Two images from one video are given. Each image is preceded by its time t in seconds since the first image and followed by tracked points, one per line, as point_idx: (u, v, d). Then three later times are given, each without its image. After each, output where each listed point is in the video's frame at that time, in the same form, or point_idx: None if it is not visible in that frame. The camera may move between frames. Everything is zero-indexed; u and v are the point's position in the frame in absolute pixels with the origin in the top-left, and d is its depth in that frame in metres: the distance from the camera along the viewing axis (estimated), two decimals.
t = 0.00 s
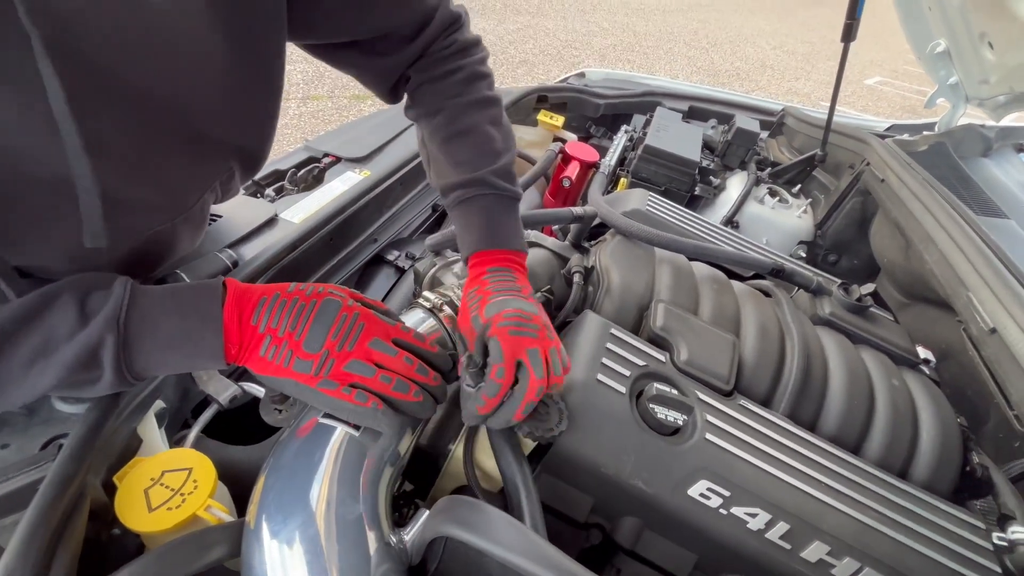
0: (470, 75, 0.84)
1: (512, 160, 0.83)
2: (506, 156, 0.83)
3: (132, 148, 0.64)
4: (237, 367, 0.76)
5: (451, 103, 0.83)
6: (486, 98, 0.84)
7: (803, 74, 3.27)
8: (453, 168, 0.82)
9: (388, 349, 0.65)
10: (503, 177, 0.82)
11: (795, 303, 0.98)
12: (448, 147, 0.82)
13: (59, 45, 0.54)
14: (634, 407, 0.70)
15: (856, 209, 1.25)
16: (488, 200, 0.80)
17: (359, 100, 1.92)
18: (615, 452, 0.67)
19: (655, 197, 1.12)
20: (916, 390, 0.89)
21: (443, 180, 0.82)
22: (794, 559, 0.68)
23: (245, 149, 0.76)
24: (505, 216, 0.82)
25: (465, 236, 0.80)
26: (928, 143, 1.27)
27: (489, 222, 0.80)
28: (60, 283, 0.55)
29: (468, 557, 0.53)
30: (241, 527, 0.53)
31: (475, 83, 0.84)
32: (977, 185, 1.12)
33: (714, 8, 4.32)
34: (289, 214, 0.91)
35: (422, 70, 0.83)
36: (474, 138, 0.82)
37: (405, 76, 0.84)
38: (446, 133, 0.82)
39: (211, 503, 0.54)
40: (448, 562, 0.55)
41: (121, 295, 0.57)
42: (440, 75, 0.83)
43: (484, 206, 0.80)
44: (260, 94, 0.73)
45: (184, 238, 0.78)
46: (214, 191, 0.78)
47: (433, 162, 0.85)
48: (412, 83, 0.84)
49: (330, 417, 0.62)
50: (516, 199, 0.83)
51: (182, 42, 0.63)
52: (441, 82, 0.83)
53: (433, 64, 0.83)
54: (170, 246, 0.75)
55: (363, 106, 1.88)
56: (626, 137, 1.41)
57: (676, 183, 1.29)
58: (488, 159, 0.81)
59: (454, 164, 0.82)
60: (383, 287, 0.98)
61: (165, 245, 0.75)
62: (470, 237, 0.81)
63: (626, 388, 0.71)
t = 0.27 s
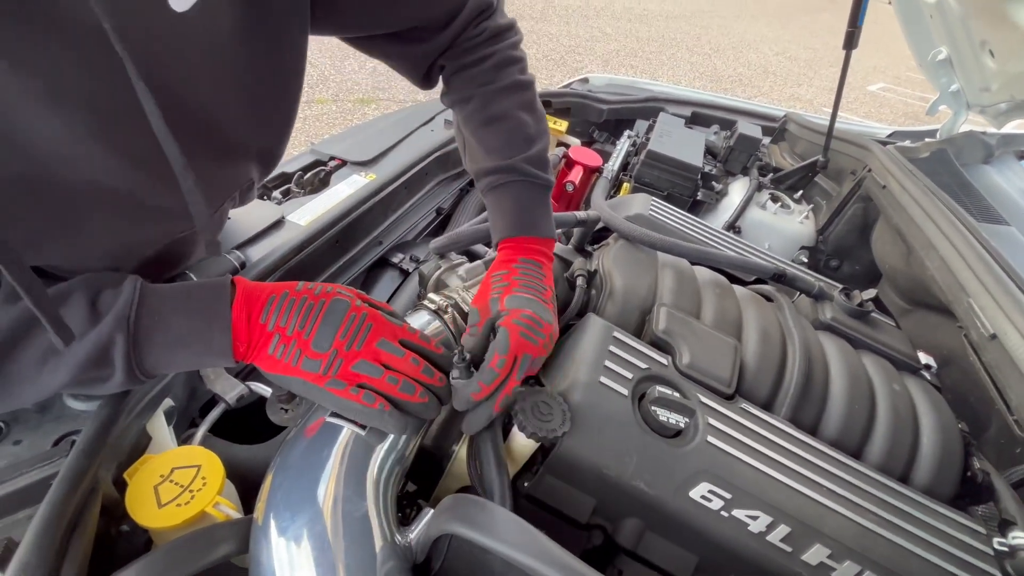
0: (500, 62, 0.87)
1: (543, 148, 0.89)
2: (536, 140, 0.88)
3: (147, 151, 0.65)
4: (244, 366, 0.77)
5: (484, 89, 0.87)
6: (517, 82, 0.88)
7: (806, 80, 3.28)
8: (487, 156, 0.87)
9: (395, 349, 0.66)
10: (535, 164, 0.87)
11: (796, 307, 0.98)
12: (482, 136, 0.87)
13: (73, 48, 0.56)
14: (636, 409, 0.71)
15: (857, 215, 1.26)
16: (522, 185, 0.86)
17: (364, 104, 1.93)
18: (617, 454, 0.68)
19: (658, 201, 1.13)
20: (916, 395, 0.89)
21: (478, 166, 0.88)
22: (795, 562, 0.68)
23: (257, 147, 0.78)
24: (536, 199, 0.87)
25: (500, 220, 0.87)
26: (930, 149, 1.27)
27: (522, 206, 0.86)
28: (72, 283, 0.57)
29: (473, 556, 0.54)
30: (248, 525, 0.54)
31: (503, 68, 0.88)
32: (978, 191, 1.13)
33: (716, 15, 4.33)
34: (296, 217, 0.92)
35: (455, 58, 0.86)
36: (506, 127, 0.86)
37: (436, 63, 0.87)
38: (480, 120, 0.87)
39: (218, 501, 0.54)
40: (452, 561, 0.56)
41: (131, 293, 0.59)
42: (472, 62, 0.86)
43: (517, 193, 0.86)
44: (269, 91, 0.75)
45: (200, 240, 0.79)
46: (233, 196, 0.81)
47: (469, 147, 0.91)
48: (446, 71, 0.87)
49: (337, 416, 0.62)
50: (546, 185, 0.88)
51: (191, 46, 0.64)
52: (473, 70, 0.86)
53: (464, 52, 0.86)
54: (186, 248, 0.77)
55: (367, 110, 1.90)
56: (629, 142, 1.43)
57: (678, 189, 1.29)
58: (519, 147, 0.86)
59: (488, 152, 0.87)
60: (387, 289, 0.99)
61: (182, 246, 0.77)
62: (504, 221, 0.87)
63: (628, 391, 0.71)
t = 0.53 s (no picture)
0: (515, 54, 0.91)
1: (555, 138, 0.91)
2: (550, 131, 0.91)
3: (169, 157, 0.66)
4: (249, 366, 0.78)
5: (498, 79, 0.90)
6: (532, 75, 0.91)
7: (809, 85, 3.29)
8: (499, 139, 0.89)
9: (400, 350, 0.66)
10: (547, 152, 0.89)
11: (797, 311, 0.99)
12: (496, 120, 0.89)
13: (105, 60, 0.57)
14: (637, 411, 0.71)
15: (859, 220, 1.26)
16: (534, 169, 0.87)
17: (368, 107, 1.94)
18: (618, 456, 0.68)
19: (660, 205, 1.14)
20: (917, 400, 0.90)
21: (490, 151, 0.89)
22: (795, 564, 0.69)
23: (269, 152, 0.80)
24: (546, 186, 0.88)
25: (508, 201, 0.87)
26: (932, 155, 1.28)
27: (534, 190, 0.87)
28: (83, 283, 0.58)
29: (475, 555, 0.54)
30: (254, 522, 0.55)
31: (518, 62, 0.91)
32: (981, 198, 1.13)
33: (719, 19, 4.35)
34: (302, 219, 0.93)
35: (476, 50, 0.90)
36: (520, 114, 0.89)
37: (458, 59, 0.92)
38: (494, 108, 0.90)
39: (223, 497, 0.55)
40: (455, 560, 0.57)
41: (140, 293, 0.59)
42: (489, 53, 0.90)
43: (528, 175, 0.87)
44: (286, 98, 0.78)
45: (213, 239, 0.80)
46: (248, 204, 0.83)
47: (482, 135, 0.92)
48: (465, 64, 0.91)
49: (342, 416, 0.63)
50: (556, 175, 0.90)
51: (215, 56, 0.65)
52: (491, 60, 0.90)
53: (485, 43, 0.90)
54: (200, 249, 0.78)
55: (371, 113, 1.91)
56: (632, 146, 1.43)
57: (681, 193, 1.30)
58: (532, 134, 0.88)
59: (501, 136, 0.89)
60: (391, 291, 1.00)
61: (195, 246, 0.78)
62: (515, 205, 0.87)
63: (630, 393, 0.72)
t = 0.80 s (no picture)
0: (507, 23, 0.88)
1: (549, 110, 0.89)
2: (543, 102, 0.88)
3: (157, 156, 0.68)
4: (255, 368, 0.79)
5: (487, 47, 0.87)
6: (524, 45, 0.89)
7: (813, 89, 3.28)
8: (491, 112, 0.86)
9: (405, 353, 0.67)
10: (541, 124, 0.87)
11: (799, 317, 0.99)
12: (488, 91, 0.86)
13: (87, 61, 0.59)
14: (638, 415, 0.72)
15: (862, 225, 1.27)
16: (528, 143, 0.85)
17: (373, 110, 1.96)
18: (619, 459, 0.69)
19: (663, 210, 1.15)
20: (918, 405, 0.90)
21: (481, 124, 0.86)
22: (795, 568, 0.69)
23: (265, 148, 0.81)
24: (540, 161, 0.87)
25: (503, 178, 0.85)
26: (935, 161, 1.28)
27: (528, 164, 0.86)
28: (95, 287, 0.59)
29: (477, 555, 0.55)
30: (260, 521, 0.56)
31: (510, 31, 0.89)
32: (983, 204, 1.13)
33: (724, 23, 4.35)
34: (307, 222, 0.94)
35: (462, 24, 0.88)
36: (513, 86, 0.86)
37: (447, 29, 0.90)
38: (485, 78, 0.86)
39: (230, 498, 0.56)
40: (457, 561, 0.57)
41: (150, 298, 0.61)
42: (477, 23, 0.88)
43: (524, 150, 0.85)
44: (277, 86, 0.78)
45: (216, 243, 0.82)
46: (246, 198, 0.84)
47: (472, 107, 0.89)
48: (454, 35, 0.89)
49: (347, 417, 0.64)
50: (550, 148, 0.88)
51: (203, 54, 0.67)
52: (480, 31, 0.87)
53: (473, 16, 0.88)
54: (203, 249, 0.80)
55: (376, 117, 1.93)
56: (635, 150, 1.44)
57: (683, 198, 1.31)
58: (526, 107, 0.86)
59: (493, 108, 0.86)
60: (395, 293, 1.00)
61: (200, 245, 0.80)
62: (509, 181, 0.85)
63: (631, 397, 0.73)
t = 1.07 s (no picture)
0: None
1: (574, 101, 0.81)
2: (563, 90, 0.80)
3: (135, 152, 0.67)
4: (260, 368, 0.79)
5: (503, 31, 0.77)
6: (536, 23, 0.77)
7: (818, 93, 3.28)
8: (508, 110, 0.79)
9: (409, 355, 0.68)
10: (562, 119, 0.79)
11: (800, 320, 1.00)
12: (502, 86, 0.78)
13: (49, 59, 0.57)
14: (639, 417, 0.72)
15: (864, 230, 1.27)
16: (549, 143, 0.79)
17: (377, 113, 1.97)
18: (619, 461, 0.70)
19: (666, 213, 1.15)
20: (919, 409, 0.90)
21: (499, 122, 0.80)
22: (794, 571, 0.69)
23: (236, 132, 0.81)
24: (563, 158, 0.81)
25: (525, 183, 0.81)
26: (938, 166, 1.28)
27: (552, 168, 0.80)
28: (100, 294, 0.60)
29: (477, 554, 0.56)
30: (263, 518, 0.56)
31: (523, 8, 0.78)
32: (986, 209, 1.13)
33: (728, 27, 4.35)
34: (311, 223, 0.95)
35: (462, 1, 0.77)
36: (528, 77, 0.77)
37: None
38: (501, 69, 0.77)
39: (233, 497, 0.56)
40: (456, 560, 0.58)
41: (151, 305, 0.61)
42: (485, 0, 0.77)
43: (542, 152, 0.79)
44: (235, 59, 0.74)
45: (206, 238, 0.82)
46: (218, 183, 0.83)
47: (488, 99, 0.82)
48: (460, 17, 0.78)
49: (351, 417, 0.65)
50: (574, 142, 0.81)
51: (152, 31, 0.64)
52: (487, 12, 0.77)
53: None
54: (194, 246, 0.81)
55: (380, 119, 1.94)
56: (638, 153, 1.44)
57: (686, 202, 1.31)
58: (544, 101, 0.78)
59: (509, 106, 0.79)
60: (398, 295, 1.01)
61: (192, 241, 0.80)
62: (534, 185, 0.81)
63: (631, 399, 0.73)
